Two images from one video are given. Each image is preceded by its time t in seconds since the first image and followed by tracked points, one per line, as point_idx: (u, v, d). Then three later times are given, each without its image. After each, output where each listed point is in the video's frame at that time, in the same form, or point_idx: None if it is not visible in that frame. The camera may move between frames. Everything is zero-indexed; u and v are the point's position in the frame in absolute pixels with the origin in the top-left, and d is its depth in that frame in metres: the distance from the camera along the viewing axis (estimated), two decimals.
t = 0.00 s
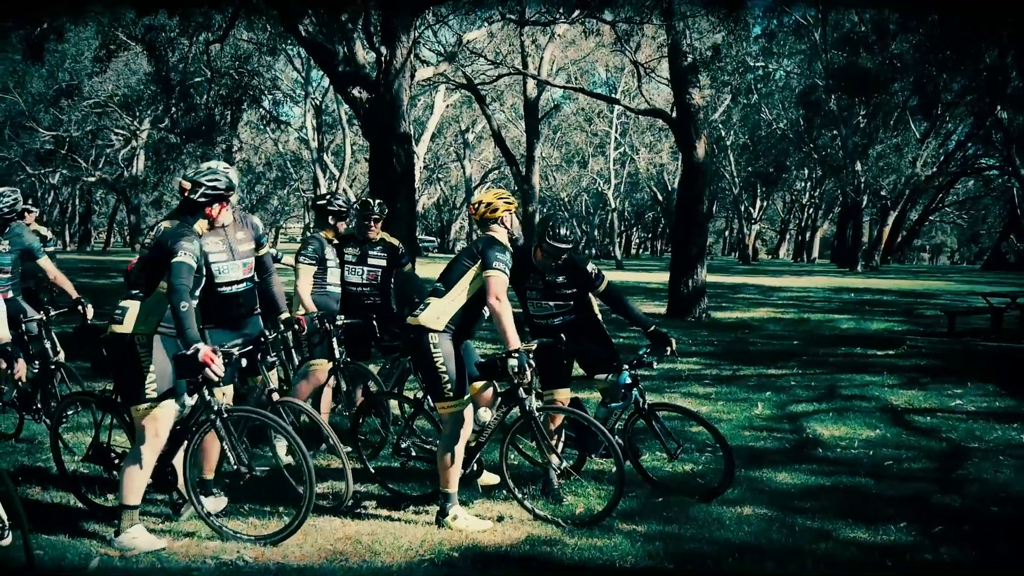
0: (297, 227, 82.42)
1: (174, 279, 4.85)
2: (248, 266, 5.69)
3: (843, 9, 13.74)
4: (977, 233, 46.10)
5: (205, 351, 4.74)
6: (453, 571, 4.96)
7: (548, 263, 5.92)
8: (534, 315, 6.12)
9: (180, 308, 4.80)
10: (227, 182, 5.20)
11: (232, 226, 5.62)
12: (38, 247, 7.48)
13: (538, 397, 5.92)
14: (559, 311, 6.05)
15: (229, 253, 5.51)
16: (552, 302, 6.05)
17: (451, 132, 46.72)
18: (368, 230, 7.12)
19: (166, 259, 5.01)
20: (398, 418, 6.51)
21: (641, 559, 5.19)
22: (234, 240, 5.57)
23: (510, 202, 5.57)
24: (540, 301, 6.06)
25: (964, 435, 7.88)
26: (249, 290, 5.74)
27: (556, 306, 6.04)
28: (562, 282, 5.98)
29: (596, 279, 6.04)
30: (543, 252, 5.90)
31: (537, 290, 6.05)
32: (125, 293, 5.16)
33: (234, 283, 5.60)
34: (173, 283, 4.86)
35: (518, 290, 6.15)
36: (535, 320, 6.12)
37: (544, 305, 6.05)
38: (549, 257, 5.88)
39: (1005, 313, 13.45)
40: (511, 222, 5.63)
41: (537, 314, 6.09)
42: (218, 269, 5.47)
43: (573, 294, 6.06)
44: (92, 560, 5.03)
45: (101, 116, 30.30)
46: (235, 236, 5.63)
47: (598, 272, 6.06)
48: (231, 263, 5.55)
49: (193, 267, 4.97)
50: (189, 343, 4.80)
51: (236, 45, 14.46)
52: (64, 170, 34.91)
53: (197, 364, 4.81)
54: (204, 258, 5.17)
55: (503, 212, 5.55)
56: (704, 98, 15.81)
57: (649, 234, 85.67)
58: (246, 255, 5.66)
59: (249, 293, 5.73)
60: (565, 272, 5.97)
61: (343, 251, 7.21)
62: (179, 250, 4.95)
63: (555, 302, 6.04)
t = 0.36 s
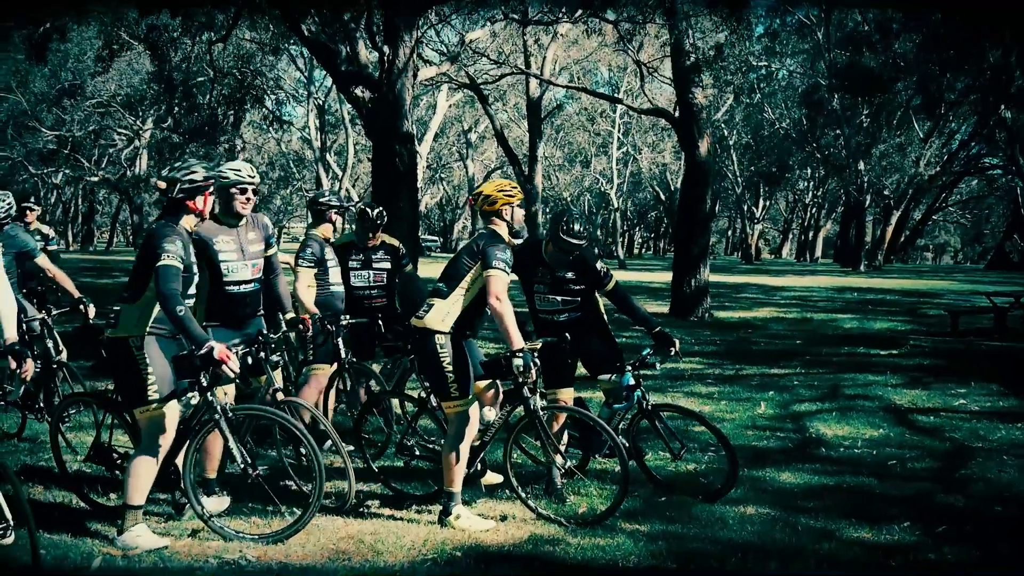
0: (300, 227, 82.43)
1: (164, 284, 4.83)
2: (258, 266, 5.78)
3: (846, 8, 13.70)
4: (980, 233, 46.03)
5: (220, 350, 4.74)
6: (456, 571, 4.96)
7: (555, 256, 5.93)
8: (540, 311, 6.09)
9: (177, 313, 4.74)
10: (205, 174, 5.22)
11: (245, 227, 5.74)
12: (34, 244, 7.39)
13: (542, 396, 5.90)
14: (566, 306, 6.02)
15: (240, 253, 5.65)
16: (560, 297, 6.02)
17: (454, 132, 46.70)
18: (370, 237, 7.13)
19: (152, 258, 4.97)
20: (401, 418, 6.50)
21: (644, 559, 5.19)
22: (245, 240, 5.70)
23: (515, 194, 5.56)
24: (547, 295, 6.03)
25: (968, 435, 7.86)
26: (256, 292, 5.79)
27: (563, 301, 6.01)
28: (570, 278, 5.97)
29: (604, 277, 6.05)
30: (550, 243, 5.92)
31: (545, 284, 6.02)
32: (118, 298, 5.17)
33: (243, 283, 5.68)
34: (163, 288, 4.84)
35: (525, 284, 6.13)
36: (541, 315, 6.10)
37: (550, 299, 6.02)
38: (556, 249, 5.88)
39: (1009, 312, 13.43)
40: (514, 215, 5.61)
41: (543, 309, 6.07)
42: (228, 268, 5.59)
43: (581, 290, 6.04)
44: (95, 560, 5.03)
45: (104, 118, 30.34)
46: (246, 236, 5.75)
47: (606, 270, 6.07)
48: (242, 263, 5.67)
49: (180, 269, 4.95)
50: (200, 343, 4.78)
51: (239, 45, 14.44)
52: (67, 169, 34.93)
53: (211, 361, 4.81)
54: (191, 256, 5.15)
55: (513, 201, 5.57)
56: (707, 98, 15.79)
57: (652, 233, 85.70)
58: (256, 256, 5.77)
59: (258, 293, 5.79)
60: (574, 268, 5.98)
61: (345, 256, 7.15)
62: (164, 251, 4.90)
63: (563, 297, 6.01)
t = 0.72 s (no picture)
0: (303, 227, 82.53)
1: (153, 297, 4.85)
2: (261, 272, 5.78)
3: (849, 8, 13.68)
4: (983, 233, 46.01)
5: (218, 355, 4.84)
6: (459, 571, 4.96)
7: (567, 252, 5.85)
8: (546, 308, 6.01)
9: (166, 325, 4.81)
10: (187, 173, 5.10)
11: (250, 232, 5.72)
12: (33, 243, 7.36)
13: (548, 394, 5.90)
14: (574, 303, 5.97)
15: (244, 259, 5.65)
16: (569, 294, 5.95)
17: (457, 131, 46.70)
18: (371, 245, 7.00)
19: (133, 266, 4.96)
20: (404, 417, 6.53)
21: (647, 559, 5.19)
22: (251, 246, 5.71)
23: (514, 180, 5.56)
24: (557, 292, 5.94)
25: (971, 435, 7.86)
26: (256, 295, 5.81)
27: (572, 298, 5.95)
28: (581, 273, 5.91)
29: (613, 275, 6.04)
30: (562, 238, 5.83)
31: (555, 280, 5.91)
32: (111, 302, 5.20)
33: (246, 287, 5.70)
34: (151, 300, 4.85)
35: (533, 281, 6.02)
36: (547, 313, 6.01)
37: (560, 296, 5.94)
38: (569, 245, 5.80)
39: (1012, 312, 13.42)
40: (507, 200, 5.59)
41: (550, 306, 5.98)
42: (231, 274, 5.60)
43: (590, 287, 6.00)
44: (99, 560, 5.04)
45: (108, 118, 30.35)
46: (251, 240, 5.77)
47: (615, 267, 6.08)
48: (245, 269, 5.68)
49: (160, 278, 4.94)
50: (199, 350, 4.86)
51: (241, 46, 14.43)
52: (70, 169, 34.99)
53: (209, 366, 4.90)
54: (173, 261, 5.07)
55: (504, 189, 5.53)
56: (710, 98, 15.78)
57: (655, 233, 85.64)
58: (259, 260, 5.76)
59: (259, 297, 5.83)
60: (585, 263, 5.91)
61: (349, 263, 7.12)
62: (143, 262, 4.89)
63: (572, 294, 5.94)
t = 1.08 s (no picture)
0: (312, 226, 82.69)
1: (147, 304, 4.85)
2: (270, 272, 5.92)
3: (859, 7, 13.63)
4: (993, 232, 45.80)
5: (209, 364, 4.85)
6: (467, 571, 4.95)
7: (588, 242, 5.91)
8: (565, 301, 6.00)
9: (158, 333, 4.82)
10: (183, 173, 5.16)
11: (258, 234, 5.81)
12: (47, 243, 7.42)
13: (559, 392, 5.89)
14: (594, 296, 5.97)
15: (254, 262, 5.78)
16: (590, 286, 5.95)
17: (465, 131, 46.68)
18: (385, 246, 7.07)
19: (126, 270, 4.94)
20: (414, 417, 6.59)
21: (656, 558, 5.18)
22: (259, 248, 5.81)
23: (514, 180, 5.54)
24: (579, 283, 5.94)
25: (981, 435, 7.84)
26: (265, 297, 5.95)
27: (595, 290, 5.96)
28: (603, 264, 5.94)
29: (629, 268, 6.07)
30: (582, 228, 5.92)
31: (578, 270, 5.92)
32: (111, 301, 5.21)
33: (256, 290, 5.86)
34: (145, 306, 4.86)
35: (552, 274, 6.00)
36: (567, 306, 6.01)
37: (582, 288, 5.94)
38: (591, 234, 5.86)
39: None
40: (509, 200, 5.59)
41: (571, 299, 5.97)
42: (243, 278, 5.75)
43: (611, 278, 6.01)
44: (108, 559, 5.05)
45: (117, 117, 30.45)
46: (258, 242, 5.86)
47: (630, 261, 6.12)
48: (255, 271, 5.82)
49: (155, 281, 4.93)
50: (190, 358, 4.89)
51: (250, 46, 14.43)
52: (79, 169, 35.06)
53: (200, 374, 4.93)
54: (166, 261, 5.09)
55: (507, 188, 5.53)
56: (718, 97, 15.75)
57: (664, 233, 85.52)
58: (268, 262, 5.90)
59: (267, 299, 5.97)
60: (606, 253, 5.95)
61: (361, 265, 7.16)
62: (134, 265, 4.87)
63: (594, 285, 5.95)
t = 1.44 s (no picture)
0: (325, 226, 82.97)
1: (154, 302, 4.90)
2: (287, 271, 5.97)
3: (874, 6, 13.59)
4: (1009, 232, 45.55)
5: (206, 369, 4.92)
6: (481, 570, 4.95)
7: (619, 239, 6.00)
8: (594, 297, 5.98)
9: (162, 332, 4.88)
10: (192, 170, 5.19)
11: (274, 233, 5.86)
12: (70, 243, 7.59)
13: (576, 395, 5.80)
14: (622, 293, 6.01)
15: (272, 262, 5.82)
16: (619, 283, 5.98)
17: (478, 131, 46.74)
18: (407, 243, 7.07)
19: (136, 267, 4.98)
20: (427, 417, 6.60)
21: (670, 558, 5.18)
22: (276, 247, 5.87)
23: (536, 183, 5.50)
24: (610, 280, 5.95)
25: (996, 436, 7.80)
26: (283, 296, 5.97)
27: (623, 288, 6.00)
28: (630, 263, 6.00)
29: (651, 268, 6.15)
30: (613, 226, 6.00)
31: (609, 267, 5.94)
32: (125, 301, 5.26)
33: (274, 288, 5.87)
34: (153, 305, 4.91)
35: (583, 269, 5.96)
36: (595, 303, 5.99)
37: (613, 286, 5.97)
38: (622, 230, 5.95)
39: None
40: (524, 198, 5.57)
41: (601, 296, 5.97)
42: (263, 277, 5.78)
43: (637, 276, 6.07)
44: (124, 556, 5.09)
45: (132, 117, 30.63)
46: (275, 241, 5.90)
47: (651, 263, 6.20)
48: (274, 271, 5.86)
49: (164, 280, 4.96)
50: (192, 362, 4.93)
51: (265, 46, 14.50)
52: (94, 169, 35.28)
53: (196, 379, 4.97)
54: (178, 258, 5.11)
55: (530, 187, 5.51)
56: (732, 97, 15.74)
57: (677, 233, 85.39)
58: (286, 262, 5.95)
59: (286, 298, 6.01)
60: (634, 253, 6.02)
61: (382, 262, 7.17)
62: (144, 263, 4.90)
63: (623, 283, 5.99)
